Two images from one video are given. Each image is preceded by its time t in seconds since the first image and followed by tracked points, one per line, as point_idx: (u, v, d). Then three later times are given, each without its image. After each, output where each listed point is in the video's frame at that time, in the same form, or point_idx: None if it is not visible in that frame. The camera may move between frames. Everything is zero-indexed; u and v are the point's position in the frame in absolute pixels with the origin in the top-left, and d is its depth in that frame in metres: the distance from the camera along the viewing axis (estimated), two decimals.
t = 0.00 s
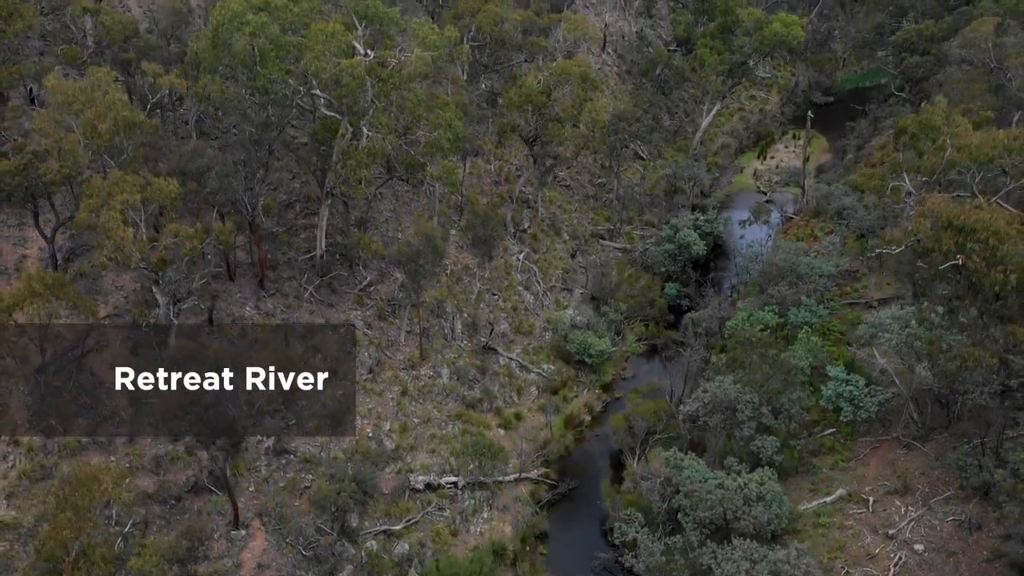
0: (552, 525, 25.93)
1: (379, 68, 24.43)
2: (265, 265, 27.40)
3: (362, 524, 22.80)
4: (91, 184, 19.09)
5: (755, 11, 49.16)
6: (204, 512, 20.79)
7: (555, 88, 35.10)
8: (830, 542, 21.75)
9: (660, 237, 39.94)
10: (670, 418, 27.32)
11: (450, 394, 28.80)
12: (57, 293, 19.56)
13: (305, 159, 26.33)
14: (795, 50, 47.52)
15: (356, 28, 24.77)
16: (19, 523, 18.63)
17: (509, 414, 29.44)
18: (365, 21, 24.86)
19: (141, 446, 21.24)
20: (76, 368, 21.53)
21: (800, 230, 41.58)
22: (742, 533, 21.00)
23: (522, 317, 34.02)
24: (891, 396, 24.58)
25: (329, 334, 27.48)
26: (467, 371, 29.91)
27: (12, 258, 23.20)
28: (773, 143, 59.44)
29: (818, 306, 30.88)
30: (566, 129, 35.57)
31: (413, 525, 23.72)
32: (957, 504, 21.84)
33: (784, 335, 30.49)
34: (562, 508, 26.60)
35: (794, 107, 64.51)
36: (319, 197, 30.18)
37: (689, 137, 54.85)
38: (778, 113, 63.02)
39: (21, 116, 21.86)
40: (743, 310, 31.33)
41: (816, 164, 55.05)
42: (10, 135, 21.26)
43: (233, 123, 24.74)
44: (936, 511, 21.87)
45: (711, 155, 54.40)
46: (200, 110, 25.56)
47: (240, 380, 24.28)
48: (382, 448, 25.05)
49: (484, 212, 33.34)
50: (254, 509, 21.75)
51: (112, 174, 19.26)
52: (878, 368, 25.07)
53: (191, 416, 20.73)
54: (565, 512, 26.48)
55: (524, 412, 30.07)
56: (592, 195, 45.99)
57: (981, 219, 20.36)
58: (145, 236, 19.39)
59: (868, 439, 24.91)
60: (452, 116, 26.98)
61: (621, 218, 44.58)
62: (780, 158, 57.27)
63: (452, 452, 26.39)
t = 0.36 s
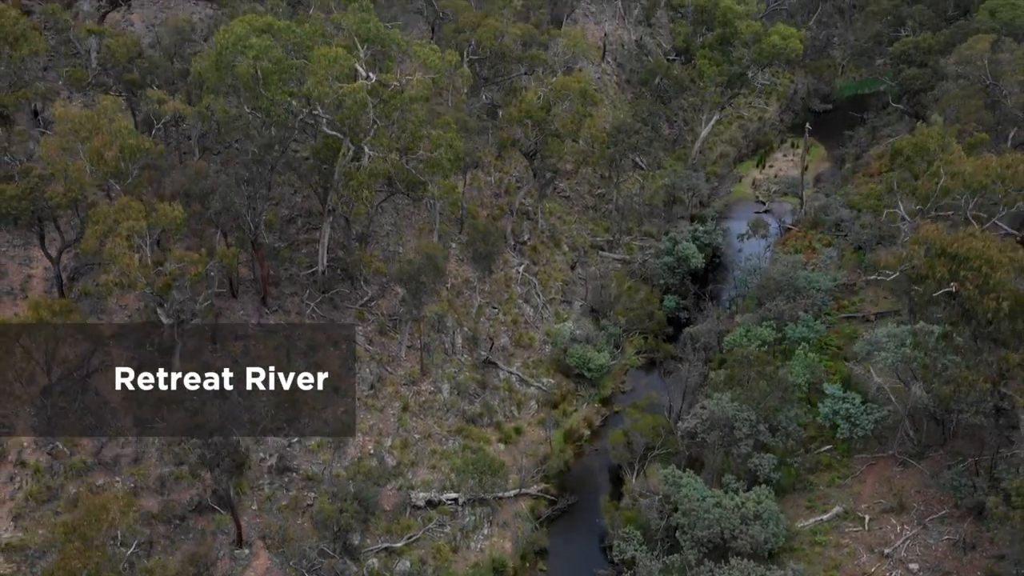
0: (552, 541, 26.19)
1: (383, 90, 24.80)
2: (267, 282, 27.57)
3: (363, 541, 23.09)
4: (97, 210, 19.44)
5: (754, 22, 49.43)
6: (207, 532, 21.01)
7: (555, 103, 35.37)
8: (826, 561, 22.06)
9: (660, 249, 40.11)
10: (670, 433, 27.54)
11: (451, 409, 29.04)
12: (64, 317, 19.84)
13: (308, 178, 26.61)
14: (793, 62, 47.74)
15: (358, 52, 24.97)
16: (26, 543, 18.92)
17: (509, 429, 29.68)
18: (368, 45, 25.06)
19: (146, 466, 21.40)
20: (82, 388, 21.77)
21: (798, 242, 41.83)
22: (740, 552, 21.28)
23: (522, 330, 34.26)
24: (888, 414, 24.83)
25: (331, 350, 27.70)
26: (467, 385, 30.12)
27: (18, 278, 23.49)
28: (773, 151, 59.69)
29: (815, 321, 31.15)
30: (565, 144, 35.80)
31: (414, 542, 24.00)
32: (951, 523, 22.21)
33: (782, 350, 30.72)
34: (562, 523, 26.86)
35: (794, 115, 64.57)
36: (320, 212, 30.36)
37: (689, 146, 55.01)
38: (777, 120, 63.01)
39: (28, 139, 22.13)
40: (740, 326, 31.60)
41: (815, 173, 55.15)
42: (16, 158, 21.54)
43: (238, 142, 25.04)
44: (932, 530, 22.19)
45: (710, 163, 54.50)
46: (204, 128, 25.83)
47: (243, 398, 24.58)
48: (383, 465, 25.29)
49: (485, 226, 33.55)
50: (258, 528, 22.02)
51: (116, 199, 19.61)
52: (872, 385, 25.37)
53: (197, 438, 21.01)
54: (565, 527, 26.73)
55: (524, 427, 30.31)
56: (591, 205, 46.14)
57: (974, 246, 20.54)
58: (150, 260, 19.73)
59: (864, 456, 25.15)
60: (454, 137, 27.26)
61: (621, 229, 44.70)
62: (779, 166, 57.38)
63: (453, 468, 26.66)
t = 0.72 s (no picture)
0: (551, 557, 26.51)
1: (384, 112, 25.14)
2: (270, 299, 27.84)
3: (365, 559, 23.40)
4: (104, 237, 19.81)
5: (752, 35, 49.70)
6: (212, 551, 21.31)
7: (554, 119, 35.63)
8: None
9: (658, 261, 40.32)
10: (669, 448, 27.78)
11: (451, 425, 29.32)
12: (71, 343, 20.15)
13: (310, 197, 26.96)
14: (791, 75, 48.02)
15: (359, 74, 25.36)
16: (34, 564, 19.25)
17: (509, 444, 29.96)
18: (369, 66, 25.46)
19: (151, 485, 21.68)
20: (87, 409, 22.11)
21: (795, 255, 42.05)
22: (736, 571, 21.53)
23: (522, 344, 34.54)
24: (885, 432, 25.08)
25: (333, 367, 27.96)
26: (468, 401, 30.38)
27: (24, 299, 23.83)
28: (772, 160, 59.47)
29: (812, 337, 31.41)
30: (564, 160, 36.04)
31: (415, 560, 24.33)
32: (947, 541, 22.37)
33: (780, 365, 30.96)
34: (561, 539, 27.20)
35: (793, 122, 64.64)
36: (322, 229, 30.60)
37: (687, 155, 55.06)
38: (774, 129, 63.05)
39: (34, 163, 22.46)
40: (738, 341, 31.85)
41: (813, 182, 55.15)
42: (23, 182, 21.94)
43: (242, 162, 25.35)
44: (927, 549, 22.37)
45: (709, 173, 54.63)
46: (208, 148, 26.11)
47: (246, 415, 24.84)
48: (384, 482, 25.59)
49: (484, 241, 33.76)
50: (261, 547, 22.36)
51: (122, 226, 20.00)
52: (868, 403, 25.63)
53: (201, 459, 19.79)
54: (564, 543, 27.06)
55: (524, 441, 30.63)
56: (589, 216, 46.22)
57: (967, 274, 20.74)
58: (155, 286, 20.08)
59: (861, 474, 25.48)
60: (455, 157, 27.60)
61: (618, 240, 44.81)
62: (777, 174, 57.36)
63: (453, 484, 27.02)
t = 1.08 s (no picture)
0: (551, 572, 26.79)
1: (386, 134, 25.40)
2: (272, 317, 28.01)
3: None
4: (110, 262, 20.09)
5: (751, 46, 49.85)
6: (217, 571, 21.46)
7: (553, 135, 35.84)
8: None
9: (658, 273, 40.43)
10: (667, 464, 27.85)
11: (452, 440, 29.54)
12: (77, 368, 20.44)
13: (312, 215, 27.20)
14: (789, 87, 48.24)
15: (361, 96, 25.42)
16: None
17: (510, 459, 30.18)
18: (372, 88, 25.44)
19: (155, 505, 21.73)
20: (93, 429, 22.23)
21: (794, 267, 42.16)
22: None
23: (522, 358, 34.71)
24: (881, 449, 25.11)
25: (334, 383, 28.17)
26: (469, 416, 30.58)
27: (29, 319, 24.10)
28: (769, 168, 58.04)
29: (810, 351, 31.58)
30: (564, 176, 36.17)
31: None
32: (942, 560, 22.65)
33: (777, 380, 31.21)
34: (562, 554, 27.50)
35: (792, 131, 63.80)
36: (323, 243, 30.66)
37: (686, 164, 55.02)
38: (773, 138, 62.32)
39: (40, 187, 22.66)
40: (737, 356, 32.08)
41: (811, 191, 54.86)
42: (31, 207, 22.37)
43: (244, 182, 25.57)
44: (923, 567, 22.66)
45: (708, 182, 54.62)
46: (210, 168, 26.32)
47: (249, 433, 24.98)
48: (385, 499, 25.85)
49: (484, 256, 33.80)
50: (264, 565, 22.61)
51: (128, 253, 20.33)
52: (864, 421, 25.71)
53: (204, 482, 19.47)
54: (564, 558, 27.35)
55: (525, 456, 30.88)
56: (588, 227, 46.22)
57: (959, 302, 21.09)
58: (161, 311, 20.23)
59: (857, 491, 25.82)
60: (455, 176, 27.82)
61: (618, 251, 44.80)
62: (777, 182, 56.97)
63: (454, 500, 27.32)
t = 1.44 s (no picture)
0: None
1: (387, 155, 25.74)
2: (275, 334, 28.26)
3: None
4: (116, 287, 20.40)
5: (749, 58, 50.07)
6: None
7: (553, 150, 36.22)
8: None
9: (657, 285, 40.65)
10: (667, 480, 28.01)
11: (452, 455, 29.83)
12: (82, 394, 20.77)
13: (315, 233, 27.50)
14: (787, 99, 48.91)
15: (363, 119, 25.83)
16: None
17: (510, 473, 30.48)
18: (372, 110, 25.86)
19: (160, 524, 22.13)
20: (99, 449, 22.63)
21: (793, 280, 42.35)
22: None
23: (522, 371, 34.99)
24: (877, 468, 25.63)
25: (336, 400, 28.56)
26: (470, 431, 30.86)
27: (35, 339, 24.45)
28: (767, 177, 58.36)
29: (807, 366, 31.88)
30: (563, 190, 36.43)
31: None
32: None
33: (775, 395, 31.59)
34: (562, 569, 27.81)
35: (790, 139, 64.14)
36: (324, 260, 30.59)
37: (685, 173, 55.09)
38: (772, 146, 62.67)
39: (46, 211, 23.09)
40: (735, 371, 32.52)
41: (810, 201, 54.63)
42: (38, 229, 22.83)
43: (247, 203, 25.99)
44: None
45: (707, 192, 54.72)
46: (215, 188, 26.67)
47: (252, 452, 25.28)
48: (386, 516, 26.21)
49: (484, 271, 34.07)
50: None
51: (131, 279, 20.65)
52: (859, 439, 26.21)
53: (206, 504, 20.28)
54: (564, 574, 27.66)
55: (525, 470, 31.20)
56: (588, 237, 46.25)
57: (952, 328, 21.29)
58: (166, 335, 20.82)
59: (853, 507, 26.12)
60: (455, 196, 28.06)
61: (618, 262, 44.78)
62: (777, 191, 56.69)
63: (454, 516, 27.67)
